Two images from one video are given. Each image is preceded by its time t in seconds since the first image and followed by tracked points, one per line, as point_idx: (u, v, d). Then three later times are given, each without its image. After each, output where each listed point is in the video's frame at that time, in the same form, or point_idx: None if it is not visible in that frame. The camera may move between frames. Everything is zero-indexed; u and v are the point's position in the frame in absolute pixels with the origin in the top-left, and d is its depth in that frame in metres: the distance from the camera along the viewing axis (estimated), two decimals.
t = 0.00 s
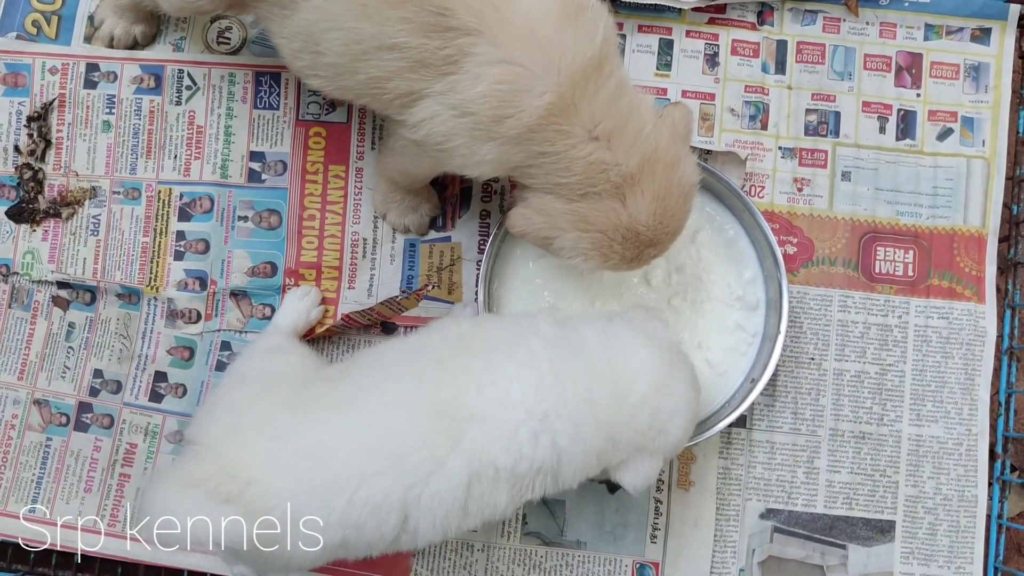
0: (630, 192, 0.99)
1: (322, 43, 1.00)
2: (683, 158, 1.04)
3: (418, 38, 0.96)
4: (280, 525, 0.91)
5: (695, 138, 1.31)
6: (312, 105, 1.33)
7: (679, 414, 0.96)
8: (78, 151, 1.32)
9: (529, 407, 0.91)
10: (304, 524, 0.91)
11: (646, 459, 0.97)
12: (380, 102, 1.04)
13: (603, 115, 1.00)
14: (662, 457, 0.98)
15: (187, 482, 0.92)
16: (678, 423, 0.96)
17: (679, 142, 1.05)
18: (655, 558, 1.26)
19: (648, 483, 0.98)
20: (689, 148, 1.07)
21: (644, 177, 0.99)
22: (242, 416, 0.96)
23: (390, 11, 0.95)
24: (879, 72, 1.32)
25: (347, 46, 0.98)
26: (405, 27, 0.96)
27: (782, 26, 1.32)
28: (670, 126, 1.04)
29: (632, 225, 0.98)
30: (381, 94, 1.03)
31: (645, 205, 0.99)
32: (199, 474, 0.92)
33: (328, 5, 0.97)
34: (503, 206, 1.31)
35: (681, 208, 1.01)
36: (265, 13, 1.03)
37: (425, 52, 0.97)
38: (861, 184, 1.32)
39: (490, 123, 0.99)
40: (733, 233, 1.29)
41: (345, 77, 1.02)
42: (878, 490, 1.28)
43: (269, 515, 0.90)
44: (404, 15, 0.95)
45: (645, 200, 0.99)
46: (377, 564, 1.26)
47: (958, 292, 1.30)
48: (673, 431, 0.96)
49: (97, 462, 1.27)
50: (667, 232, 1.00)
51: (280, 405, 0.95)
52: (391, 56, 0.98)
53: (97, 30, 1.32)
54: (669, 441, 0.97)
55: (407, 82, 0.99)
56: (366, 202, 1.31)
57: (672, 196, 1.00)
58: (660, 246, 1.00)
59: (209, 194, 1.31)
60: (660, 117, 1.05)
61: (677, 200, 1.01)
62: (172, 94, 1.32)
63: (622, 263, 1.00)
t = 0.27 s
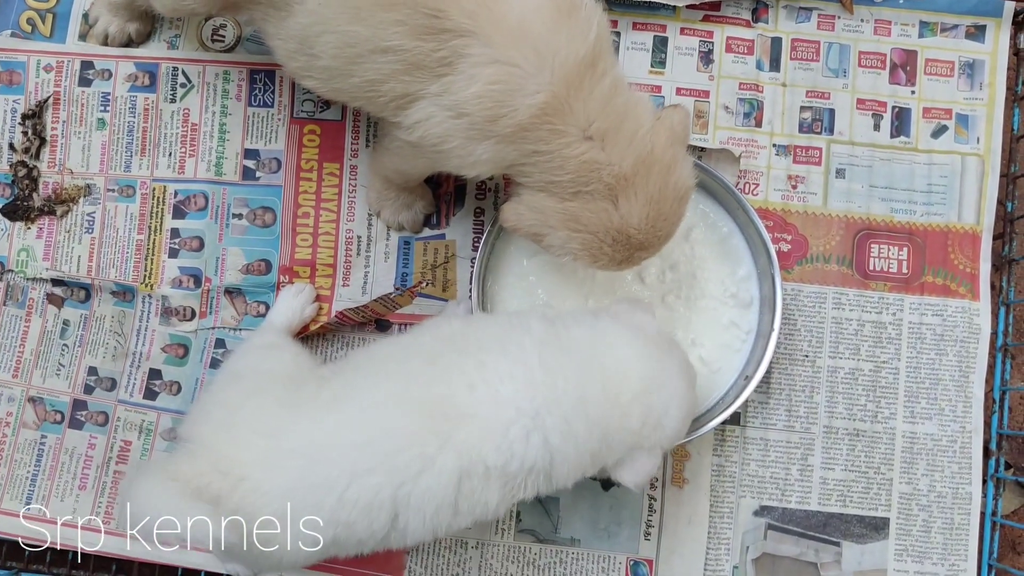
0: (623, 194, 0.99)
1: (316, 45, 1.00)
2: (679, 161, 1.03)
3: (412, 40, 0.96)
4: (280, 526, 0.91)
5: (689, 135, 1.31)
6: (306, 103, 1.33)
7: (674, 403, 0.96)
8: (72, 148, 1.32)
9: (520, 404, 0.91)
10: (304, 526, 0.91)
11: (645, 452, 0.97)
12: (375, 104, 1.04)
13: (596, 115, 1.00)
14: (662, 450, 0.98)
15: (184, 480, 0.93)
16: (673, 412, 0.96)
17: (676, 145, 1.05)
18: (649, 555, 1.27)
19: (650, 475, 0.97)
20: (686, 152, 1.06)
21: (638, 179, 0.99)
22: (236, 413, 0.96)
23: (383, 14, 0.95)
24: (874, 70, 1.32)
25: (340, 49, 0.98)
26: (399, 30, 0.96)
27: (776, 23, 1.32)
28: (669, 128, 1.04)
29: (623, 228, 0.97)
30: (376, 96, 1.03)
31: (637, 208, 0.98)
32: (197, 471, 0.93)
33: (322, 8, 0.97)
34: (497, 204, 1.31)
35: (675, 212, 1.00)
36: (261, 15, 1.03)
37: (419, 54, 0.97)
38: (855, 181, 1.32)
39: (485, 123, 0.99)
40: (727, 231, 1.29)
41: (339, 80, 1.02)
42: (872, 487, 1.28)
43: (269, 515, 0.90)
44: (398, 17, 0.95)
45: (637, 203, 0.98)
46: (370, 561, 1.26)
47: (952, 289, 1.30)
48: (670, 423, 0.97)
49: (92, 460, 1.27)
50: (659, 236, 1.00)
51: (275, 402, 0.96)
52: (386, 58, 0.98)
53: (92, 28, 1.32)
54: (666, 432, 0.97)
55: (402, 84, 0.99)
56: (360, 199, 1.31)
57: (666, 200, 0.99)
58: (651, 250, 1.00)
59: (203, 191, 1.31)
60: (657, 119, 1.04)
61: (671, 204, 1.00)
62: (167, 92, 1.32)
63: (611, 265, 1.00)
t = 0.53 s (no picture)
0: (614, 194, 0.99)
1: (307, 43, 1.00)
2: (671, 161, 1.03)
3: (403, 37, 0.97)
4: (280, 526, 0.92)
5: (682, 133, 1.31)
6: (301, 101, 1.33)
7: (668, 385, 0.96)
8: (68, 146, 1.32)
9: (513, 399, 0.92)
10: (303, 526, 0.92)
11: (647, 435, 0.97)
12: (367, 102, 1.04)
13: (588, 112, 1.00)
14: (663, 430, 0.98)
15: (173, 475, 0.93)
16: (669, 393, 0.97)
17: (668, 145, 1.05)
18: (642, 551, 1.27)
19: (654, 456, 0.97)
20: (678, 152, 1.06)
21: (629, 179, 0.99)
22: (232, 407, 0.96)
23: (375, 11, 0.96)
24: (867, 67, 1.33)
25: (332, 46, 0.99)
26: (389, 27, 0.96)
27: (769, 21, 1.33)
28: (661, 128, 1.04)
29: (613, 227, 0.98)
30: (367, 94, 1.03)
31: (628, 208, 0.98)
32: (189, 466, 0.93)
33: (313, 5, 0.97)
34: (491, 201, 1.32)
35: (666, 213, 1.01)
36: (252, 12, 1.04)
37: (410, 51, 0.97)
38: (848, 178, 1.32)
39: (476, 120, 1.00)
40: (721, 228, 1.30)
41: (330, 77, 1.03)
42: (865, 484, 1.28)
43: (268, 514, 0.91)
44: (389, 14, 0.96)
45: (628, 203, 0.98)
46: (365, 557, 1.26)
47: (945, 286, 1.31)
48: (667, 415, 0.97)
49: (88, 456, 1.27)
50: (650, 236, 1.00)
51: (269, 399, 0.96)
52: (377, 56, 0.98)
53: (87, 26, 1.32)
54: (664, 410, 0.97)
55: (393, 81, 0.99)
56: (355, 197, 1.32)
57: (657, 201, 1.00)
58: (641, 249, 1.00)
59: (198, 188, 1.31)
60: (651, 119, 1.05)
61: (662, 204, 1.00)
62: (162, 89, 1.32)
63: (601, 264, 1.00)
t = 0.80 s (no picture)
0: (610, 192, 0.99)
1: (302, 44, 1.01)
2: (667, 159, 1.03)
3: (397, 38, 0.97)
4: (280, 526, 0.92)
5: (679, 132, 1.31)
6: (298, 100, 1.33)
7: (663, 379, 0.97)
8: (65, 146, 1.33)
9: (507, 397, 0.92)
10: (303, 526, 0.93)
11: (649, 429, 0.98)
12: (362, 103, 1.05)
13: (582, 112, 1.00)
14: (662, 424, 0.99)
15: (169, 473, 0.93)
16: (665, 390, 0.97)
17: (664, 143, 1.05)
18: (639, 550, 1.27)
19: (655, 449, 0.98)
20: (674, 150, 1.06)
21: (625, 177, 0.99)
22: (228, 403, 0.97)
23: (369, 12, 0.96)
24: (863, 67, 1.33)
25: (326, 47, 0.99)
26: (384, 29, 0.96)
27: (766, 20, 1.33)
28: (656, 126, 1.04)
29: (610, 226, 0.98)
30: (362, 95, 1.03)
31: (624, 207, 0.98)
32: (183, 462, 0.93)
33: (307, 6, 0.97)
34: (488, 200, 1.32)
35: (663, 210, 1.01)
36: (247, 14, 1.04)
37: (405, 52, 0.98)
38: (845, 177, 1.32)
39: (471, 120, 1.00)
40: (717, 228, 1.30)
41: (325, 78, 1.03)
42: (861, 482, 1.29)
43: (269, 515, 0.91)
44: (383, 16, 0.96)
45: (624, 201, 0.98)
46: (362, 556, 1.27)
47: (941, 285, 1.31)
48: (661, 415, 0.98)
49: (84, 455, 1.28)
50: (646, 234, 1.00)
51: (262, 395, 0.96)
52: (372, 56, 0.98)
53: (84, 26, 1.32)
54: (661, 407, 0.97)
55: (388, 82, 0.99)
56: (352, 196, 1.32)
57: (654, 198, 1.00)
58: (637, 248, 1.00)
59: (195, 188, 1.31)
60: (646, 117, 1.05)
61: (658, 202, 1.00)
62: (159, 89, 1.32)
63: (597, 262, 1.00)
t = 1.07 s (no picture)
0: (602, 193, 0.99)
1: (297, 41, 1.01)
2: (660, 159, 1.03)
3: (392, 36, 0.97)
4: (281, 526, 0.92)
5: (676, 132, 1.32)
6: (296, 101, 1.34)
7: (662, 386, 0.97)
8: (63, 146, 1.33)
9: (503, 398, 0.92)
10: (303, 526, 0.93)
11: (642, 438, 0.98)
12: (357, 101, 1.05)
13: (575, 112, 1.01)
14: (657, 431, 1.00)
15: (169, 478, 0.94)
16: (662, 397, 0.97)
17: (658, 145, 1.05)
18: (635, 550, 1.27)
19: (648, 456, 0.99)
20: (667, 150, 1.06)
21: (617, 178, 0.99)
22: (225, 405, 0.97)
23: (364, 11, 0.96)
24: (860, 67, 1.33)
25: (322, 45, 1.00)
26: (379, 26, 0.97)
27: (762, 21, 1.33)
28: (648, 126, 1.04)
29: (602, 226, 0.98)
30: (357, 94, 1.04)
31: (617, 207, 0.98)
32: (180, 465, 0.94)
33: (303, 4, 0.98)
34: (485, 201, 1.32)
35: (655, 211, 1.01)
36: (244, 10, 1.04)
37: (399, 50, 0.98)
38: (841, 178, 1.33)
39: (465, 120, 1.01)
40: (713, 228, 1.30)
41: (321, 75, 1.03)
42: (857, 482, 1.29)
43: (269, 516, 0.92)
44: (378, 14, 0.96)
45: (617, 202, 0.99)
46: (359, 556, 1.27)
47: (937, 285, 1.31)
48: (655, 416, 0.98)
49: (82, 454, 1.28)
50: (640, 233, 1.00)
51: (260, 396, 0.97)
52: (367, 54, 0.99)
53: (83, 26, 1.33)
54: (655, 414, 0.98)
55: (382, 81, 1.00)
56: (349, 196, 1.32)
57: (646, 199, 1.00)
58: (631, 247, 1.00)
59: (193, 188, 1.32)
60: (639, 117, 1.05)
61: (651, 201, 1.00)
62: (157, 89, 1.33)
63: (591, 262, 1.00)
